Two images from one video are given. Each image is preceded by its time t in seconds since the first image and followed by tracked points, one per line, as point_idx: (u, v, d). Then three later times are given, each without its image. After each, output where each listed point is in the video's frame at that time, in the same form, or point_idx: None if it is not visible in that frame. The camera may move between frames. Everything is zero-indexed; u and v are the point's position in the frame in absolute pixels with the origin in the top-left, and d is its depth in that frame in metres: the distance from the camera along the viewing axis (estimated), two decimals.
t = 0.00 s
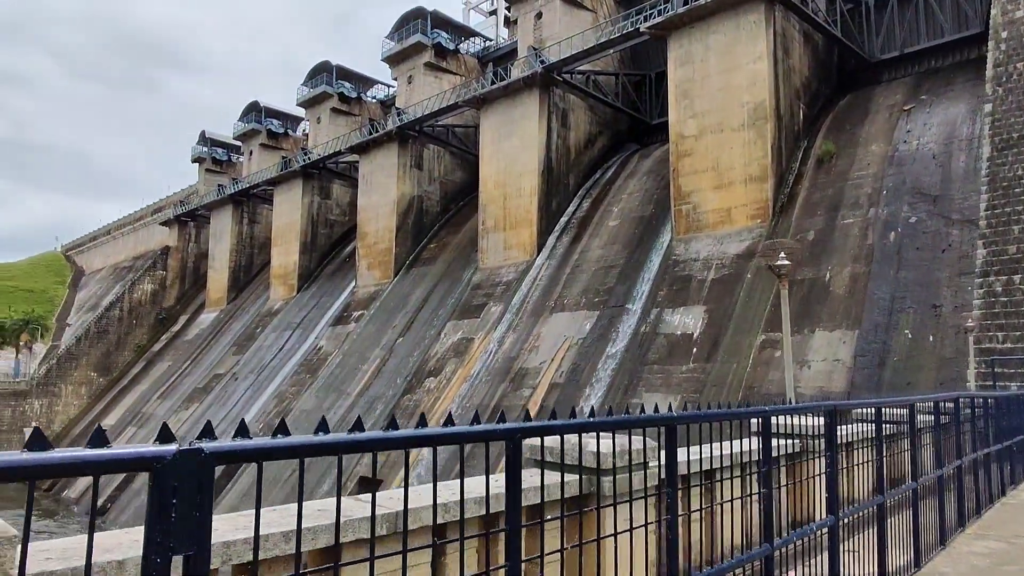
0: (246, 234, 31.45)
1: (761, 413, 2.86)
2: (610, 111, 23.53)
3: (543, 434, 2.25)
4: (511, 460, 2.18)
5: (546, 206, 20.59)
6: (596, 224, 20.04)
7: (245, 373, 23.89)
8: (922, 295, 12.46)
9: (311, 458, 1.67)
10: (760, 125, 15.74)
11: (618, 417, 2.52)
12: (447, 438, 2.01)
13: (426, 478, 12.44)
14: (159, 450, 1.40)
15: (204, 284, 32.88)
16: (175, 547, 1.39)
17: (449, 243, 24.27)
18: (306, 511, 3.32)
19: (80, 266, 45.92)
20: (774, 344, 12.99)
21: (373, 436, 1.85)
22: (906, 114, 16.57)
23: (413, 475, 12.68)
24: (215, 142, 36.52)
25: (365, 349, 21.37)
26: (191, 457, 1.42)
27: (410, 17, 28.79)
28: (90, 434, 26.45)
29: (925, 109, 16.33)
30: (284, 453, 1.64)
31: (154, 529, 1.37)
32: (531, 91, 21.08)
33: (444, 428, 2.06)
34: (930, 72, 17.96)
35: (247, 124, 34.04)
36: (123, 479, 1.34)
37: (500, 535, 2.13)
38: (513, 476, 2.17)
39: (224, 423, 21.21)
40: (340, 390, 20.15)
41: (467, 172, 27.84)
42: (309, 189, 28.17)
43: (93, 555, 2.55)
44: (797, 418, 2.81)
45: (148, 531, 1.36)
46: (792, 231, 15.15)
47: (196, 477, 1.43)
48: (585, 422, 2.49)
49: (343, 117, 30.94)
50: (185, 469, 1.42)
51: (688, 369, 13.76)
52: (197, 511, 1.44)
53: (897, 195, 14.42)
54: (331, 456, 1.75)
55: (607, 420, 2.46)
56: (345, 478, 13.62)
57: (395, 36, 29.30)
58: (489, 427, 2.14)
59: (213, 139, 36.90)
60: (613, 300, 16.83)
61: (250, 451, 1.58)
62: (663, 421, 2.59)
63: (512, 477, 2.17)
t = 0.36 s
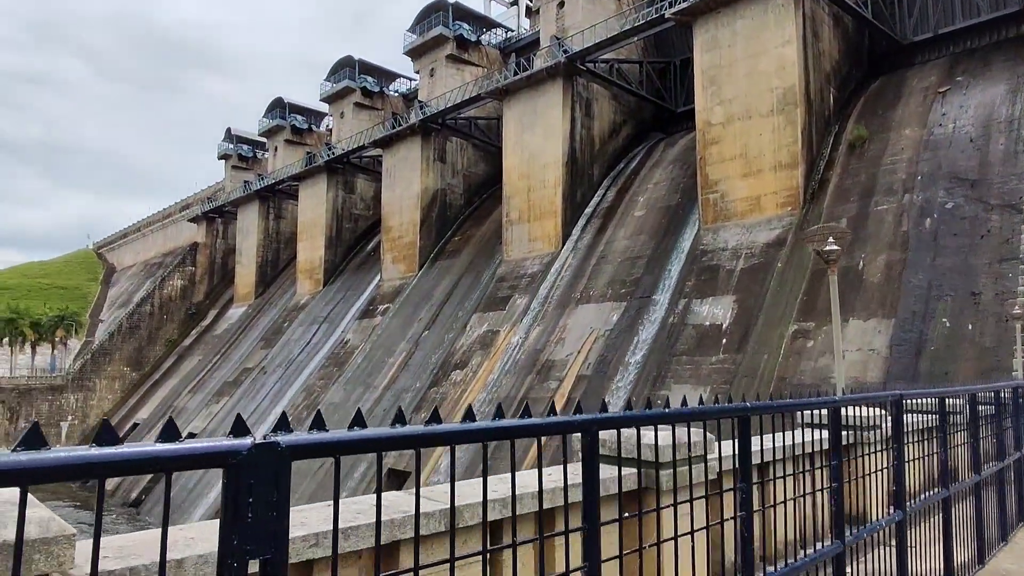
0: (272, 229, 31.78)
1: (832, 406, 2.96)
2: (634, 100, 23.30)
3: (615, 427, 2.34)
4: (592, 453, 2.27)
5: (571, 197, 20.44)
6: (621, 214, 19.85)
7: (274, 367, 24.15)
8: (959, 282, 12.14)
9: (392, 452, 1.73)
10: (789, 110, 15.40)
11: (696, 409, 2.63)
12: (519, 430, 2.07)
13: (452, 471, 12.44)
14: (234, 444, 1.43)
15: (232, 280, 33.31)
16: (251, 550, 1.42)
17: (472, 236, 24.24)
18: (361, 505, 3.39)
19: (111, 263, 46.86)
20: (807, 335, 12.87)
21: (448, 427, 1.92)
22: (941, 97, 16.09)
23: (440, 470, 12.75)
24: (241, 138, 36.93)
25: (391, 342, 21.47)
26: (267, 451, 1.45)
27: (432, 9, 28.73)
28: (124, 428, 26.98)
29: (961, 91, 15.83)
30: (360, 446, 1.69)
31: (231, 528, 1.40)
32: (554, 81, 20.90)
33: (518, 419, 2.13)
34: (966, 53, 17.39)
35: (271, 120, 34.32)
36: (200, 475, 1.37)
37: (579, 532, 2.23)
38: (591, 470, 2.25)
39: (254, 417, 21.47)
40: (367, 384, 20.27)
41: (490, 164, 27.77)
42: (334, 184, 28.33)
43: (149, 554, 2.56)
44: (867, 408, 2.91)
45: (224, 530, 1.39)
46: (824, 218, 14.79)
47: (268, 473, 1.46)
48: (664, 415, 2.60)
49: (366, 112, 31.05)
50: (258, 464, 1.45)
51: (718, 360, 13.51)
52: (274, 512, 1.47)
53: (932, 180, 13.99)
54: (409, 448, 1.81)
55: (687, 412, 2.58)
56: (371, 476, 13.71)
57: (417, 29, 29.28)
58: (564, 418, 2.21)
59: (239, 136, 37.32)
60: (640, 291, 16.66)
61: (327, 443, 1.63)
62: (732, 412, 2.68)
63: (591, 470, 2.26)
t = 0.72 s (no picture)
0: (305, 226, 32.15)
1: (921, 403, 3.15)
2: (667, 92, 23.01)
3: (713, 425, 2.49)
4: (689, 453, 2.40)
5: (603, 190, 20.21)
6: (654, 208, 19.57)
7: (308, 362, 24.44)
8: (1011, 274, 11.64)
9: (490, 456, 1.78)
10: (829, 99, 14.95)
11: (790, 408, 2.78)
12: (616, 430, 2.13)
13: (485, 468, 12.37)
14: (331, 448, 1.43)
15: (267, 276, 33.84)
16: (350, 566, 1.41)
17: (504, 231, 24.17)
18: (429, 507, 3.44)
19: (150, 260, 47.99)
20: (849, 329, 12.48)
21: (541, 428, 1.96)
22: (990, 83, 15.44)
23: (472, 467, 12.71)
24: (274, 137, 37.43)
25: (424, 337, 21.56)
26: (365, 456, 1.45)
27: (462, 4, 28.68)
28: (163, 422, 27.61)
29: (1012, 76, 15.16)
30: (458, 451, 1.73)
31: (330, 542, 1.39)
32: (586, 73, 20.66)
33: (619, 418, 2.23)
34: (1017, 36, 16.67)
35: (304, 118, 34.69)
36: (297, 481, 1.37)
37: (677, 539, 2.35)
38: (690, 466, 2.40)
39: (289, 412, 21.76)
40: (400, 378, 20.40)
41: (521, 158, 27.66)
42: (366, 180, 28.54)
43: (210, 559, 2.57)
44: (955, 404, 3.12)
45: (321, 542, 1.39)
46: (866, 210, 14.33)
47: (367, 478, 1.46)
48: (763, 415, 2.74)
49: (397, 108, 31.19)
50: (355, 470, 1.45)
51: (756, 356, 13.21)
52: (372, 522, 1.47)
53: (981, 168, 13.44)
54: (505, 452, 1.85)
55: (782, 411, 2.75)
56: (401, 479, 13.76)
57: (447, 24, 29.28)
58: (660, 419, 2.33)
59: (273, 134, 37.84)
60: (675, 285, 16.39)
61: (422, 447, 1.64)
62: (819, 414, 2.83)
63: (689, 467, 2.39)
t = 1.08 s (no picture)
0: (346, 232, 32.64)
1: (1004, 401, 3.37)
2: (707, 88, 22.70)
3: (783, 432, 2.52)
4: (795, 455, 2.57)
5: (642, 190, 19.97)
6: (695, 207, 19.26)
7: (351, 366, 24.78)
8: None
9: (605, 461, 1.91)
10: (877, 90, 14.45)
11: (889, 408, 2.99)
12: (719, 435, 2.25)
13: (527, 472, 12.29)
14: (461, 450, 1.54)
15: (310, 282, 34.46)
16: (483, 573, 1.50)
17: (542, 233, 24.08)
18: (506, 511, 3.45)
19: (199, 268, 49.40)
20: (903, 327, 12.04)
21: (661, 428, 2.10)
22: None
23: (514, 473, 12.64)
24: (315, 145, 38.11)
25: (465, 340, 21.62)
26: (495, 457, 1.57)
27: (497, 8, 28.76)
28: (213, 426, 28.33)
29: None
30: (580, 452, 1.86)
31: (463, 550, 1.48)
32: (623, 72, 20.43)
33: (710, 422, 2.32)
34: None
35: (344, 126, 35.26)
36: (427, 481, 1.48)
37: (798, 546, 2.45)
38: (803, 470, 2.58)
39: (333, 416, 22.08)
40: (442, 381, 20.51)
41: (558, 160, 27.57)
42: (404, 186, 28.82)
43: (285, 565, 2.61)
44: None
45: (453, 544, 1.47)
46: (918, 204, 13.81)
47: (496, 478, 1.55)
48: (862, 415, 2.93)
49: (434, 114, 31.44)
50: (486, 470, 1.55)
51: (805, 356, 12.84)
52: (503, 529, 1.55)
53: None
54: (626, 451, 1.97)
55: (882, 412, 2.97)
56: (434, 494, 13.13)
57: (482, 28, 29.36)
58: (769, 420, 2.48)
59: (314, 143, 38.55)
60: (719, 285, 16.07)
61: (544, 449, 1.75)
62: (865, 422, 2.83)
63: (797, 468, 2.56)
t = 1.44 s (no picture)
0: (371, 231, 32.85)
1: None
2: (732, 82, 22.38)
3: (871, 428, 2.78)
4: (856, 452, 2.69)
5: (667, 185, 19.75)
6: (721, 202, 19.01)
7: (376, 363, 24.94)
8: None
9: (698, 457, 2.10)
10: (910, 81, 14.06)
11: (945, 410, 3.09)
12: (783, 438, 2.38)
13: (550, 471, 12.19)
14: (548, 455, 1.66)
15: (336, 280, 34.75)
16: None
17: (566, 229, 23.93)
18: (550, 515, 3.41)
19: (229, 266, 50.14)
20: (938, 323, 11.74)
21: (742, 432, 2.28)
22: None
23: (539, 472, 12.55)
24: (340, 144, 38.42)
25: (489, 337, 21.61)
26: (581, 460, 1.70)
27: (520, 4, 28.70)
28: (241, 422, 28.73)
29: None
30: (664, 453, 2.01)
31: (552, 559, 1.62)
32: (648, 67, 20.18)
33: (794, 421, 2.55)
34: None
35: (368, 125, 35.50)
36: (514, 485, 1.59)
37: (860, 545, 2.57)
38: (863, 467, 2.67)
39: (359, 412, 22.24)
40: (467, 378, 20.55)
41: (582, 156, 27.44)
42: (428, 183, 28.91)
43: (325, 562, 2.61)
44: None
45: (539, 553, 1.61)
46: (953, 197, 13.43)
47: (581, 480, 1.70)
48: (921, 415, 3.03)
49: (458, 112, 31.49)
50: (571, 473, 1.69)
51: (836, 353, 12.56)
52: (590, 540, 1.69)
53: None
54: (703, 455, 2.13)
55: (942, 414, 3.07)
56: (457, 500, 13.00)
57: (505, 26, 29.31)
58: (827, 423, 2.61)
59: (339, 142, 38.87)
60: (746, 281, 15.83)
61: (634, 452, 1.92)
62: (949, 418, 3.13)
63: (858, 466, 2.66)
